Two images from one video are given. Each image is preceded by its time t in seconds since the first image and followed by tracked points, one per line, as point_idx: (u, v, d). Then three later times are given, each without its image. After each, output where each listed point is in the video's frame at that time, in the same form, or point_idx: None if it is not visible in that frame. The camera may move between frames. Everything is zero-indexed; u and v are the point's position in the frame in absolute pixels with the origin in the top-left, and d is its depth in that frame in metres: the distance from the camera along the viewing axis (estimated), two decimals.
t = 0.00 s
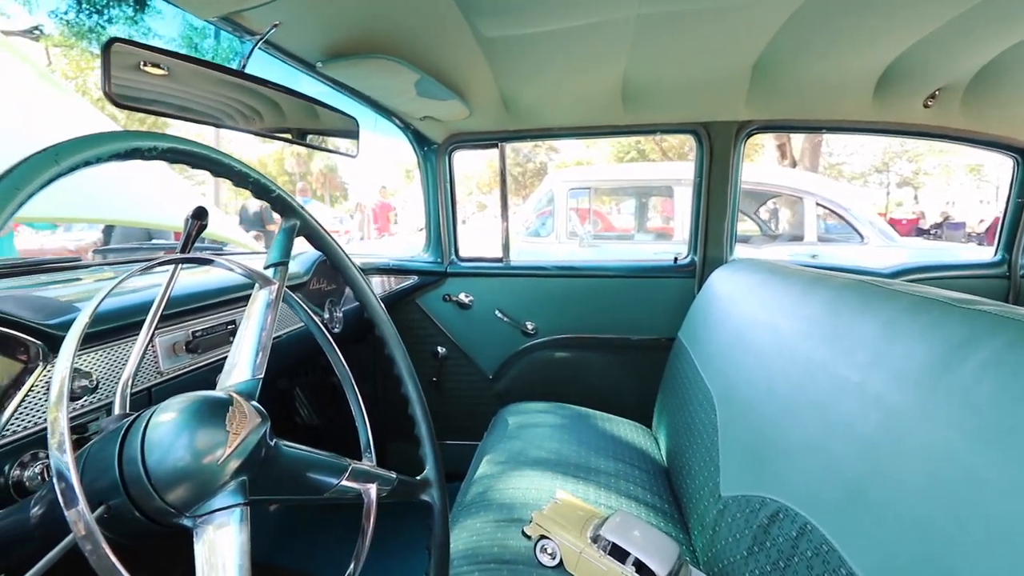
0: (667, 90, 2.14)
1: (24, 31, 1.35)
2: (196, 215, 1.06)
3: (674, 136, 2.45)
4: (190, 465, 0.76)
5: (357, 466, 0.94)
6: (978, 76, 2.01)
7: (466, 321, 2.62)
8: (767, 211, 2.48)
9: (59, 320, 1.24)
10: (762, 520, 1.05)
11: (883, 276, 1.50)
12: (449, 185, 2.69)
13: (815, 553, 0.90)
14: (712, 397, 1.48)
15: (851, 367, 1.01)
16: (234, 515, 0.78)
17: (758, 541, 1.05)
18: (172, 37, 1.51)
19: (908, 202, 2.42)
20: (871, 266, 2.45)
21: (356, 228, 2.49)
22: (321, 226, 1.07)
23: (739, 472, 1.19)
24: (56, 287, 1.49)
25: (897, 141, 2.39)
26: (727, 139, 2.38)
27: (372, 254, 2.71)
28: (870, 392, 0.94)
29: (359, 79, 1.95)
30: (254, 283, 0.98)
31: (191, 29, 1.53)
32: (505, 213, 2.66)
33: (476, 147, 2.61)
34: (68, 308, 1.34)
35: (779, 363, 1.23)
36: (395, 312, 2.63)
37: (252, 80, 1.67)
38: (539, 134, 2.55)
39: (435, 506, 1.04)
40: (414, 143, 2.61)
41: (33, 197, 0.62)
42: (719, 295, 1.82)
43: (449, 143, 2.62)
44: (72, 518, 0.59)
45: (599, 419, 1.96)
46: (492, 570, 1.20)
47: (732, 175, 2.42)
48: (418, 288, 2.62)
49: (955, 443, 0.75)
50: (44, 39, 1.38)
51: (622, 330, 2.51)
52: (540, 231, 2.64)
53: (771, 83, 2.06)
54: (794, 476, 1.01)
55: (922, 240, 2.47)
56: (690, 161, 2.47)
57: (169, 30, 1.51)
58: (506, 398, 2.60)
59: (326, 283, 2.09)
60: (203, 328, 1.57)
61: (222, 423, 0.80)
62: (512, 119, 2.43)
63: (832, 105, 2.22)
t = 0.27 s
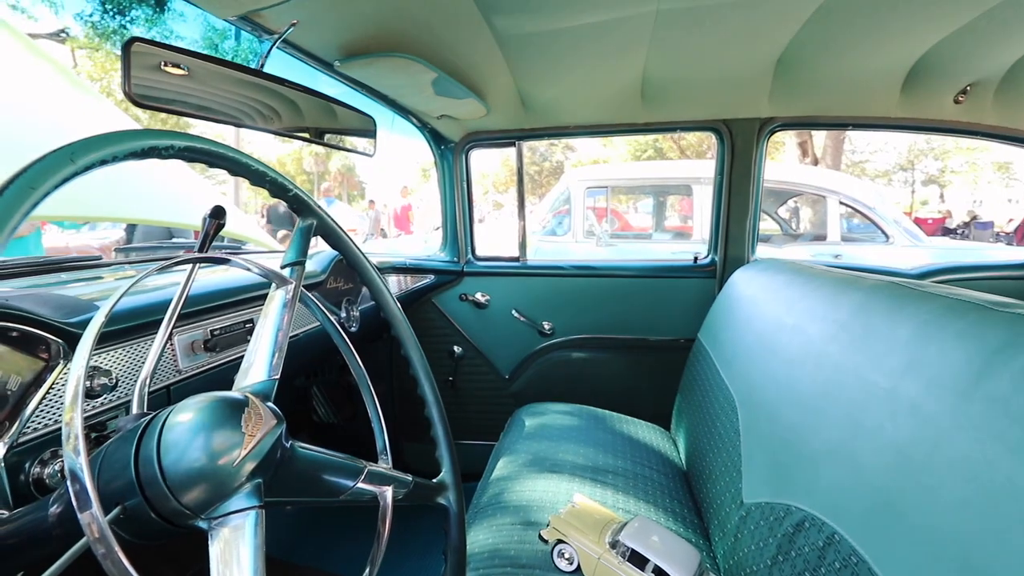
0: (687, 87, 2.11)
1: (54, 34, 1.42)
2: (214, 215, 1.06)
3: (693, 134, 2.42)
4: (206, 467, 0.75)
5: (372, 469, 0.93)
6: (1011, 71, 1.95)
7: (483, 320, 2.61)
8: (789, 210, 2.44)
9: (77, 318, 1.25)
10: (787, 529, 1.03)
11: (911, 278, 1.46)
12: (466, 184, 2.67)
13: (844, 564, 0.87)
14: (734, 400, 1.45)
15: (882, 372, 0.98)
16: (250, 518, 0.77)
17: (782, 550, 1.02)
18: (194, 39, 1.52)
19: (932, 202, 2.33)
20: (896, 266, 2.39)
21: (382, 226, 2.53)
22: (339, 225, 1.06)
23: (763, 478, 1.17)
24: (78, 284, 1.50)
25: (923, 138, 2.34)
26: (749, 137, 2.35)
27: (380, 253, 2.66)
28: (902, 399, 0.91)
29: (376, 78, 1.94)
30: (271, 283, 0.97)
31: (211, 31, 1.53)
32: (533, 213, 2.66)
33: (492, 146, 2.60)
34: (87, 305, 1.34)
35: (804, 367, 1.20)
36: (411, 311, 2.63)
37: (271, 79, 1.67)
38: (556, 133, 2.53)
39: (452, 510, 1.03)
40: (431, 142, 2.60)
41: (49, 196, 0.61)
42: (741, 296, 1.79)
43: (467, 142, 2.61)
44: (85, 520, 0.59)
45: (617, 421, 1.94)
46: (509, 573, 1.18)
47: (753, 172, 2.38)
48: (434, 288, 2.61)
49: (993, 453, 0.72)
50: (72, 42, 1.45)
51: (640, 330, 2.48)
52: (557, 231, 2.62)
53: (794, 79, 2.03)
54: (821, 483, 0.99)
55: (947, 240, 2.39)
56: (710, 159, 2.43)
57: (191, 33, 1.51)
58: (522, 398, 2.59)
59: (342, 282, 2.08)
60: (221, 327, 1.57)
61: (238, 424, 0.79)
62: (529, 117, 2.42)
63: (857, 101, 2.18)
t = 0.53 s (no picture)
0: (703, 84, 2.08)
1: (75, 36, 1.45)
2: (225, 215, 1.05)
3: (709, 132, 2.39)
4: (214, 470, 0.74)
5: (382, 473, 0.91)
6: None
7: (495, 321, 2.59)
8: (806, 210, 2.40)
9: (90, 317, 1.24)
10: (805, 537, 1.01)
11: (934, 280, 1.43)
12: (478, 184, 2.66)
13: None
14: (751, 404, 1.43)
15: (906, 378, 0.95)
16: (257, 522, 0.76)
17: (800, 559, 1.00)
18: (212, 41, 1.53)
19: (955, 200, 2.29)
20: (916, 266, 2.35)
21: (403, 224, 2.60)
22: (349, 226, 1.04)
23: (781, 485, 1.14)
24: (93, 284, 1.50)
25: (945, 136, 2.29)
26: (766, 135, 2.31)
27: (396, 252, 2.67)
28: (927, 406, 0.88)
29: (388, 78, 1.94)
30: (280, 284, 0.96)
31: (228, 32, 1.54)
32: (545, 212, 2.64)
33: (505, 145, 2.59)
34: (99, 305, 1.33)
35: (824, 371, 1.17)
36: (423, 310, 2.62)
37: (283, 81, 1.67)
38: (569, 132, 2.51)
39: (462, 514, 1.02)
40: (443, 141, 2.59)
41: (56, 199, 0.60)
42: (759, 298, 1.76)
43: (479, 141, 2.59)
44: (88, 526, 0.58)
45: (630, 423, 1.91)
46: None
47: (771, 171, 2.34)
48: (446, 288, 2.60)
49: (1023, 464, 0.69)
50: (94, 43, 1.47)
51: (654, 331, 2.46)
52: (570, 230, 2.60)
53: (812, 77, 1.99)
54: (842, 491, 0.96)
55: (971, 240, 2.33)
56: (726, 158, 2.39)
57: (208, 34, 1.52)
58: (534, 399, 2.57)
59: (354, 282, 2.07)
60: (234, 327, 1.57)
61: (246, 427, 0.78)
62: (542, 116, 2.40)
63: (877, 98, 2.13)
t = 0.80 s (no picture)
0: (715, 81, 2.04)
1: (91, 38, 1.45)
2: (225, 215, 1.03)
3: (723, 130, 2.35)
4: (205, 476, 0.72)
5: (381, 477, 0.89)
6: None
7: (503, 321, 2.57)
8: (821, 208, 2.35)
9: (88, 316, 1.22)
10: (818, 548, 0.97)
11: (953, 282, 1.39)
12: (486, 183, 2.64)
13: None
14: (762, 408, 1.39)
15: (924, 384, 0.92)
16: (250, 529, 0.74)
17: (812, 570, 0.97)
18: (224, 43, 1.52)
19: (974, 199, 2.22)
20: (934, 267, 2.29)
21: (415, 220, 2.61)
22: (350, 226, 1.02)
23: (793, 492, 1.11)
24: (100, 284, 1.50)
25: (964, 133, 2.23)
26: (779, 133, 2.27)
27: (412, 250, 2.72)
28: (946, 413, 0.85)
29: (394, 76, 1.92)
30: (279, 285, 0.95)
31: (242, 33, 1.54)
32: (552, 209, 2.59)
33: (513, 143, 2.57)
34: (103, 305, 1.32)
35: (838, 376, 1.14)
36: (431, 310, 2.60)
37: (287, 80, 1.66)
38: (579, 130, 2.48)
39: (462, 520, 1.00)
40: (451, 140, 2.57)
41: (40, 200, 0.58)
42: (771, 299, 1.72)
43: (488, 139, 2.57)
44: (71, 539, 0.57)
45: (640, 427, 1.88)
46: None
47: (785, 169, 2.30)
48: (454, 288, 2.58)
49: None
50: (109, 45, 1.47)
51: (664, 332, 2.42)
52: (581, 230, 2.56)
53: (826, 73, 1.95)
54: (856, 501, 0.93)
55: (990, 240, 2.25)
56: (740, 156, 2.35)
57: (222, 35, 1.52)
58: (543, 400, 2.54)
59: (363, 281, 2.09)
60: (238, 327, 1.55)
61: (239, 432, 0.76)
62: (551, 114, 2.38)
63: (894, 95, 2.09)
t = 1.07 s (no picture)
0: (729, 78, 2.00)
1: (114, 41, 1.50)
2: (225, 216, 1.02)
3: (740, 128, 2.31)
4: (195, 480, 0.71)
5: (376, 483, 0.88)
6: None
7: (514, 321, 2.55)
8: (842, 208, 2.29)
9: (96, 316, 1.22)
10: (829, 560, 0.94)
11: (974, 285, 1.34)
12: (496, 182, 2.63)
13: None
14: (774, 413, 1.36)
15: (942, 392, 0.88)
16: (240, 535, 0.73)
17: None
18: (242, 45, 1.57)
19: (1000, 197, 2.16)
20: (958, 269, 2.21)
21: (434, 220, 2.63)
22: (349, 227, 1.01)
23: (805, 501, 1.08)
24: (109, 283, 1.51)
25: (990, 130, 2.16)
26: (795, 132, 2.23)
27: (426, 251, 2.69)
28: (964, 423, 0.81)
29: (401, 75, 1.91)
30: (276, 287, 0.94)
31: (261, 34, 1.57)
32: (564, 210, 2.59)
33: (524, 142, 2.55)
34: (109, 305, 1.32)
35: (853, 382, 1.10)
36: (441, 310, 2.59)
37: (295, 81, 1.66)
38: (591, 129, 2.46)
39: (460, 526, 0.98)
40: (461, 139, 2.56)
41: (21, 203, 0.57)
42: (785, 301, 1.68)
43: (498, 138, 2.57)
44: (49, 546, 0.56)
45: (650, 430, 1.85)
46: None
47: (801, 168, 2.25)
48: (464, 287, 2.56)
49: None
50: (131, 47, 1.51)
51: (676, 333, 2.38)
52: (594, 229, 2.53)
53: (844, 69, 1.91)
54: (869, 512, 0.90)
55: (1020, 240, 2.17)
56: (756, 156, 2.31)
57: (240, 36, 1.59)
58: (553, 401, 2.52)
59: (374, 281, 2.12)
60: (244, 327, 1.55)
61: (229, 436, 0.75)
62: (561, 113, 2.35)
63: (914, 91, 2.03)
